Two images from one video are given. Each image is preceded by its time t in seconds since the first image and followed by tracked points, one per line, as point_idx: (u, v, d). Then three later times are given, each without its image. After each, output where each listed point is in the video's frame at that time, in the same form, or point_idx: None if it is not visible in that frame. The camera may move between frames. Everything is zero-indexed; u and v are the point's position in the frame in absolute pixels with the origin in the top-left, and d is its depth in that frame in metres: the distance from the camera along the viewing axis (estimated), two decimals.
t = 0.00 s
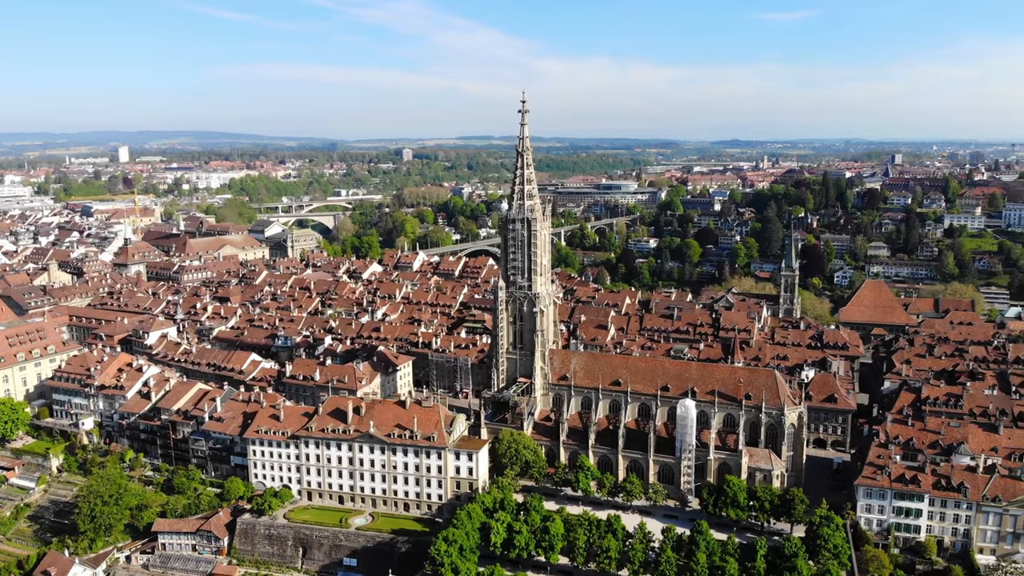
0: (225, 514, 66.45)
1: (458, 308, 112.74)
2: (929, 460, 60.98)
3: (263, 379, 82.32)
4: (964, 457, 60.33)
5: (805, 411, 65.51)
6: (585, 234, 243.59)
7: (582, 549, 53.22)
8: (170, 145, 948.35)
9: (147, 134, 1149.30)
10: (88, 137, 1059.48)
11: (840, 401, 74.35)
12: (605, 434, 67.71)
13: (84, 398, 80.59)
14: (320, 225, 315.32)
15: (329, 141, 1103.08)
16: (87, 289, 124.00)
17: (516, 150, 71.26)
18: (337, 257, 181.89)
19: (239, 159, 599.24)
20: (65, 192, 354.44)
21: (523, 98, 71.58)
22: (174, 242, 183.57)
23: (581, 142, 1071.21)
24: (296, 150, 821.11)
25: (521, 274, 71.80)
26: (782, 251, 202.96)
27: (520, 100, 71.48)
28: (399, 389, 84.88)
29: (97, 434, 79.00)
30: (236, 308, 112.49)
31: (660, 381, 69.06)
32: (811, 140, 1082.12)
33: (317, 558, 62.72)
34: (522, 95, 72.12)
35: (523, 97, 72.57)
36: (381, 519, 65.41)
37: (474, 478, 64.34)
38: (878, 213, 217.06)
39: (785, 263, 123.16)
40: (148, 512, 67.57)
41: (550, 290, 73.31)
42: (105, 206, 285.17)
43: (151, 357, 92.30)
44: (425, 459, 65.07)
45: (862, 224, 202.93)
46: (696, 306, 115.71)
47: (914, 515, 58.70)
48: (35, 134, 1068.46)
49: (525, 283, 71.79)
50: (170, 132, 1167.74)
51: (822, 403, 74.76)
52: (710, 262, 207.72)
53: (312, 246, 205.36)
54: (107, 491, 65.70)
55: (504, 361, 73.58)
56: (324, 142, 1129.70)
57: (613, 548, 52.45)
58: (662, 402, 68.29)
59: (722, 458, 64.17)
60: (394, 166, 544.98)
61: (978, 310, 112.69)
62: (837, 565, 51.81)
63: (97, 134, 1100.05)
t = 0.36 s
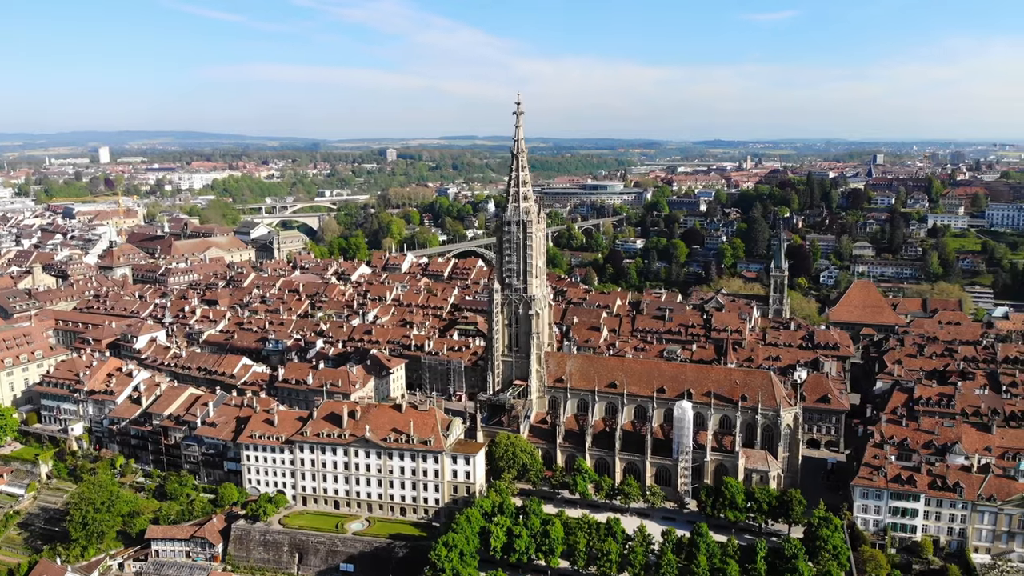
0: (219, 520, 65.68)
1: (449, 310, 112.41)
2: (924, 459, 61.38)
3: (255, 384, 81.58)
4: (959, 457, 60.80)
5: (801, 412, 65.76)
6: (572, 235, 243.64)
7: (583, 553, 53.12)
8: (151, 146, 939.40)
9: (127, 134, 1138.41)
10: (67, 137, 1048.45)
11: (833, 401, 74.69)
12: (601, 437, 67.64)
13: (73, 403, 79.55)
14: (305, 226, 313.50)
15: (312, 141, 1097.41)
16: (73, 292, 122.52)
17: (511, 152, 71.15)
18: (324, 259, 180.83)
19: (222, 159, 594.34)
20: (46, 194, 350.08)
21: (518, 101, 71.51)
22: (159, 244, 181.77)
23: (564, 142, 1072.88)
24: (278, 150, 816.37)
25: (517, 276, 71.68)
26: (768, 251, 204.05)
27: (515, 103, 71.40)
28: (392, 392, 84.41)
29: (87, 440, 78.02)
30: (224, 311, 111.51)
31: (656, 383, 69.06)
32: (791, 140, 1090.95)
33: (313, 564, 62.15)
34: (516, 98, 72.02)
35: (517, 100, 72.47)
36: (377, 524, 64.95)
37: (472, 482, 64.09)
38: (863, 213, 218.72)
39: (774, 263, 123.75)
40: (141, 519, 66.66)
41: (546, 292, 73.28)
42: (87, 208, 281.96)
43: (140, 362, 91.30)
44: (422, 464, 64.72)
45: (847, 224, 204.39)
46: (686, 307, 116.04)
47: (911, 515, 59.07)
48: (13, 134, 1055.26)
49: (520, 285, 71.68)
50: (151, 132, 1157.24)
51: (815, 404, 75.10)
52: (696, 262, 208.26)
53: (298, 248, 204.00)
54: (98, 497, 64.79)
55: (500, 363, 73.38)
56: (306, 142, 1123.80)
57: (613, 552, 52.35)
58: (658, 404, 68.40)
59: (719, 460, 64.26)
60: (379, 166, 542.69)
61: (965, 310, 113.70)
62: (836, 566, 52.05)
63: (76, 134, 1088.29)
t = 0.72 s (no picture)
0: (213, 526, 64.98)
1: (441, 312, 112.13)
2: (919, 459, 61.76)
3: (246, 388, 80.83)
4: (953, 457, 61.31)
5: (796, 413, 66.03)
6: (559, 235, 243.76)
7: (583, 557, 53.05)
8: (131, 146, 931.24)
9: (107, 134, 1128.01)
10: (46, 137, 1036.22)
11: (827, 402, 75.03)
12: (598, 439, 67.69)
13: (62, 409, 78.56)
14: (290, 227, 311.61)
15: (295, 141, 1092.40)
16: (58, 295, 121.10)
17: (506, 154, 70.96)
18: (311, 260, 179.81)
19: (204, 160, 589.46)
20: (27, 195, 345.92)
21: (513, 102, 71.33)
22: (143, 245, 179.98)
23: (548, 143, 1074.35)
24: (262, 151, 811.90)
25: (512, 279, 71.52)
26: (754, 251, 205.17)
27: (510, 104, 71.20)
28: (385, 396, 83.97)
29: (76, 446, 77.10)
30: (214, 314, 110.56)
31: (652, 385, 69.07)
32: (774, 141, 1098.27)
33: (310, 570, 61.66)
34: (511, 100, 71.82)
35: (512, 102, 72.26)
36: (374, 529, 64.55)
37: (469, 486, 63.86)
38: (848, 213, 220.28)
39: (764, 263, 124.41)
40: (133, 526, 65.80)
41: (541, 294, 73.13)
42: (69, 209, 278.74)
43: (129, 366, 90.31)
44: (419, 468, 64.40)
45: (833, 224, 205.87)
46: (677, 308, 116.40)
47: (906, 515, 59.45)
48: None
49: (516, 287, 71.52)
50: (131, 132, 1148.25)
51: (809, 404, 75.46)
52: (683, 263, 208.91)
53: (285, 250, 202.84)
54: (90, 504, 63.89)
55: (495, 366, 73.18)
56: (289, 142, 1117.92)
57: (614, 555, 52.29)
58: (654, 406, 68.39)
59: (716, 462, 64.38)
60: (363, 166, 540.30)
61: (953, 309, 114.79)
62: (835, 567, 52.26)
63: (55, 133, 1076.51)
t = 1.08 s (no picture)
0: (207, 532, 64.28)
1: (433, 314, 111.77)
2: (915, 460, 62.12)
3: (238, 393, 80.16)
4: (948, 457, 61.75)
5: (792, 414, 66.25)
6: (547, 236, 243.81)
7: (583, 560, 53.00)
8: (113, 146, 922.71)
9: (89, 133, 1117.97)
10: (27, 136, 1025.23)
11: (821, 402, 75.33)
12: (595, 442, 67.65)
13: (52, 414, 77.59)
14: (276, 227, 309.40)
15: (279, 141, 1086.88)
16: (45, 298, 119.71)
17: (501, 156, 70.88)
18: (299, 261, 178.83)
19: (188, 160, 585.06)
20: (9, 196, 341.81)
21: (508, 105, 71.27)
22: (129, 247, 178.05)
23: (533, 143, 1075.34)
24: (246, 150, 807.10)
25: (508, 281, 71.51)
26: (742, 251, 206.01)
27: (506, 107, 71.13)
28: (379, 399, 83.50)
29: (67, 451, 76.21)
30: (203, 317, 109.65)
31: (649, 387, 69.09)
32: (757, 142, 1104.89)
33: None
34: (507, 102, 71.75)
35: (508, 104, 72.17)
36: (370, 533, 64.15)
37: (466, 490, 63.62)
38: (834, 213, 221.61)
39: (754, 264, 124.93)
40: (126, 532, 65.00)
41: (537, 297, 73.16)
42: (52, 210, 275.55)
43: (119, 370, 89.34)
44: (416, 472, 64.06)
45: (819, 224, 207.03)
46: (668, 309, 116.62)
47: (903, 515, 59.79)
48: None
49: (512, 290, 71.51)
50: (113, 132, 1138.51)
51: (803, 405, 75.76)
52: (671, 263, 209.47)
53: (273, 251, 201.61)
54: (82, 510, 62.97)
55: (491, 369, 73.12)
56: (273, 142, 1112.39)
57: (614, 558, 52.23)
58: (651, 408, 68.43)
59: (712, 463, 64.49)
60: (349, 166, 537.80)
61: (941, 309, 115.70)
62: (834, 568, 52.48)
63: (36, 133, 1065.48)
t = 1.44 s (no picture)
0: (201, 539, 63.54)
1: (424, 316, 111.38)
2: (909, 460, 62.56)
3: (230, 397, 79.38)
4: (942, 457, 62.27)
5: (787, 415, 66.52)
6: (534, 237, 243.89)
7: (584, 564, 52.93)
8: (93, 146, 913.57)
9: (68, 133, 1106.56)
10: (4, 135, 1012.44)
11: (814, 403, 75.70)
12: (591, 444, 67.61)
13: (41, 420, 76.58)
14: (260, 228, 307.44)
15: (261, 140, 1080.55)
16: (30, 302, 118.19)
17: (496, 158, 70.60)
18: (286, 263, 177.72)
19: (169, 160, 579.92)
20: None
21: (503, 107, 71.00)
22: (113, 250, 176.16)
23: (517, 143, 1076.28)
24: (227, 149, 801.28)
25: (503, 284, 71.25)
26: (728, 251, 207.02)
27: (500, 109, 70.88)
28: (371, 403, 83.12)
29: (56, 458, 75.27)
30: (192, 320, 108.67)
31: (644, 389, 69.15)
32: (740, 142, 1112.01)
33: None
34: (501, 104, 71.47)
35: (502, 106, 71.92)
36: (367, 539, 63.79)
37: (463, 494, 63.33)
38: (818, 213, 223.18)
39: (743, 265, 125.52)
40: (118, 539, 64.15)
41: (532, 299, 72.97)
42: (34, 212, 272.26)
43: (107, 375, 88.27)
44: (412, 476, 63.74)
45: (804, 225, 208.51)
46: (659, 309, 116.95)
47: (898, 515, 60.22)
48: None
49: (507, 293, 71.25)
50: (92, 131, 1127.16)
51: (796, 406, 76.06)
52: (658, 264, 210.15)
53: (259, 253, 200.36)
54: (74, 518, 62.08)
55: (486, 372, 72.83)
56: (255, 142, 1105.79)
57: (615, 562, 52.24)
58: (647, 410, 68.48)
59: (709, 465, 64.62)
60: (332, 167, 535.43)
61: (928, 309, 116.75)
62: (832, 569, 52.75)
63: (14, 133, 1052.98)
